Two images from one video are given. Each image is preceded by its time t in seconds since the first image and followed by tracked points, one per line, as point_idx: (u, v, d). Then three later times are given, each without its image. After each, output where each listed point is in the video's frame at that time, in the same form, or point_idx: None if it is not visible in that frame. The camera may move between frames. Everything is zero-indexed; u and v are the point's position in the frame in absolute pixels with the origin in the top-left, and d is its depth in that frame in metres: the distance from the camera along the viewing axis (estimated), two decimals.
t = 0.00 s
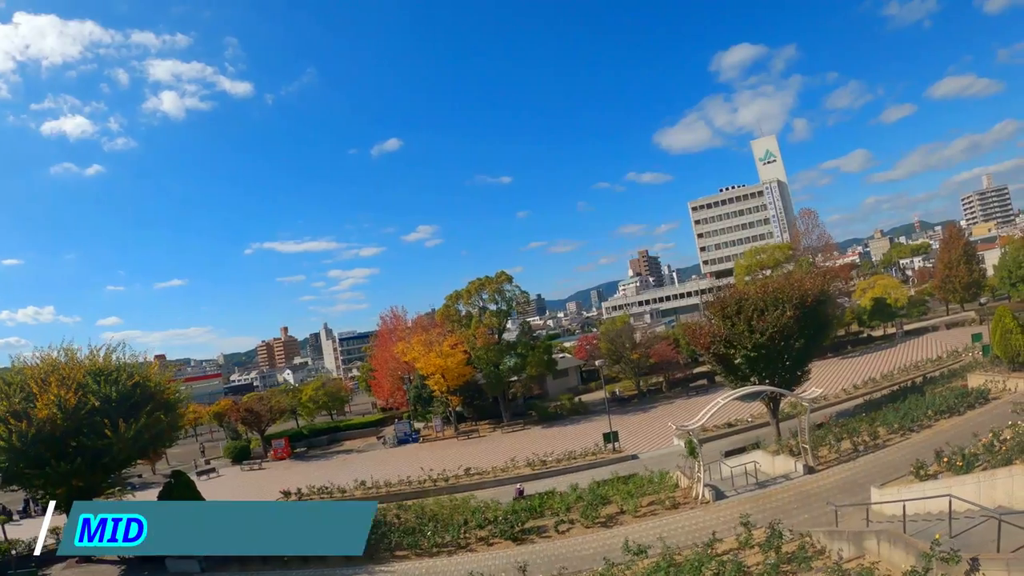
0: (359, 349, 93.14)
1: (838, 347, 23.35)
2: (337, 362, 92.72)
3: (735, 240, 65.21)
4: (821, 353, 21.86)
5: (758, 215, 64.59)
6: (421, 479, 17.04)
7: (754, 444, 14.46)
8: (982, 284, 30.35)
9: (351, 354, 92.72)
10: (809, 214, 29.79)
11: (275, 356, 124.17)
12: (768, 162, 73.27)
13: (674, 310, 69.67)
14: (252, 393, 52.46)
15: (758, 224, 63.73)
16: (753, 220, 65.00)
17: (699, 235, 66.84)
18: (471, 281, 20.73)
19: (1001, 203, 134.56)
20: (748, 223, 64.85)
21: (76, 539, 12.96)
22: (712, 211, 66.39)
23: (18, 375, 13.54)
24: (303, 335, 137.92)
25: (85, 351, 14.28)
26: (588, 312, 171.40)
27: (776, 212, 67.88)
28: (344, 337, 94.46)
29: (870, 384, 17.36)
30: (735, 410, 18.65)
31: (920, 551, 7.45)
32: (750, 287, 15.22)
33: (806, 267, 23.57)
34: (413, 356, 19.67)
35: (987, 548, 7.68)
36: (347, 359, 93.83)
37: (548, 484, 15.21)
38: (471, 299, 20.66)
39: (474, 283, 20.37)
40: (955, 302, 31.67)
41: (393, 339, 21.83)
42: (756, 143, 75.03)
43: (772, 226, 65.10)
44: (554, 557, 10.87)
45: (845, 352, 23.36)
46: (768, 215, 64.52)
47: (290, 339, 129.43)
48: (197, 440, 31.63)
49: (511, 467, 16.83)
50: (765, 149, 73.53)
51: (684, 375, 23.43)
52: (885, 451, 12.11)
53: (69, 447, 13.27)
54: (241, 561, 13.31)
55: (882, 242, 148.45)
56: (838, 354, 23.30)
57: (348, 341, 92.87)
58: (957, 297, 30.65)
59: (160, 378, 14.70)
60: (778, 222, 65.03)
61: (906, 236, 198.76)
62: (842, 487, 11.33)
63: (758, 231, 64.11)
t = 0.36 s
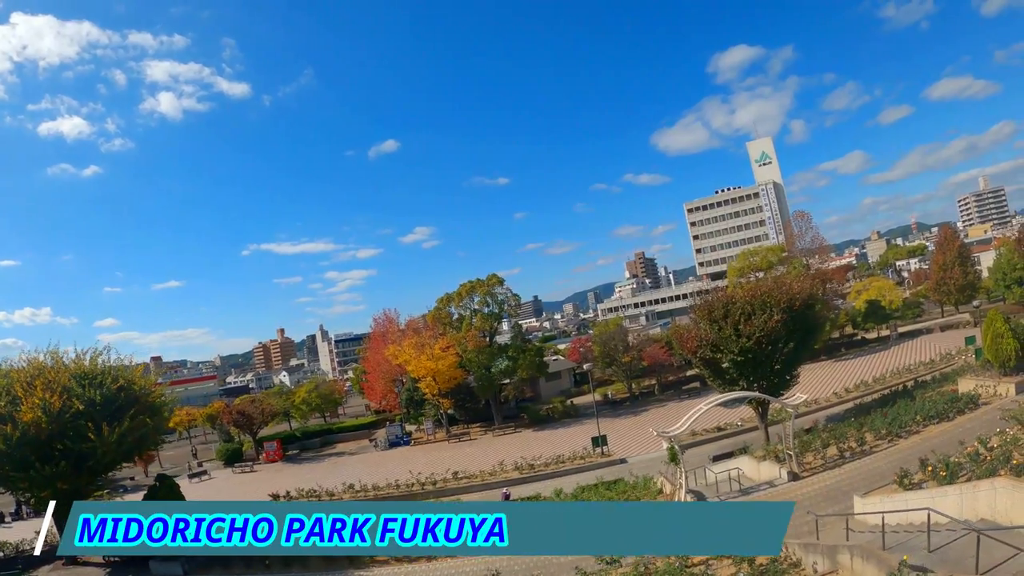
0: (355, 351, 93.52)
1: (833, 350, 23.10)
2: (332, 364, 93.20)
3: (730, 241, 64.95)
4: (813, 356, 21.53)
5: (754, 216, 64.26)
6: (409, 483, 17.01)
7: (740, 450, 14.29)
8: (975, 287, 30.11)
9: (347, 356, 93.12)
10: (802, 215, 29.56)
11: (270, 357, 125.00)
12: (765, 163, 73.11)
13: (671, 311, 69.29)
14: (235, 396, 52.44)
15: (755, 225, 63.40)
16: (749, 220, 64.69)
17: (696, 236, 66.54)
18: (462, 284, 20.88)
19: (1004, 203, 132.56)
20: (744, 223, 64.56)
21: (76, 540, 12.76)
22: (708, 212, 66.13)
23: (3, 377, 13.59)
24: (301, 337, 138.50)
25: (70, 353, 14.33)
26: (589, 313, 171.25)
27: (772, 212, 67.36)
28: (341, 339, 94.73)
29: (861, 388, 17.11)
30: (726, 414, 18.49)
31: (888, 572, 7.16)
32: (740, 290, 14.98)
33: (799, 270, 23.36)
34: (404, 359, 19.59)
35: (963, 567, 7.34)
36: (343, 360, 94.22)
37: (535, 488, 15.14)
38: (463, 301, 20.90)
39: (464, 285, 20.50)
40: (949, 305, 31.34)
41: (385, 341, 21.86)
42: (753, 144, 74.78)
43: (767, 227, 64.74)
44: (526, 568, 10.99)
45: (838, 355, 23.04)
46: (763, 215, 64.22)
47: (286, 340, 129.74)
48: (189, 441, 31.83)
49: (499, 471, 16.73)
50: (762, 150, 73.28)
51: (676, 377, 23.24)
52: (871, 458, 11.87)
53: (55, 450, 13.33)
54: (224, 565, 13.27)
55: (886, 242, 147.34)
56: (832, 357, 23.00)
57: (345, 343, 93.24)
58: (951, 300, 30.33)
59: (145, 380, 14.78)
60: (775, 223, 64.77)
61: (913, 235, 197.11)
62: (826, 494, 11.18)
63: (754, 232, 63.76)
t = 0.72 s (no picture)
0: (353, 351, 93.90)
1: (829, 351, 22.91)
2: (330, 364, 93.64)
3: (728, 241, 64.72)
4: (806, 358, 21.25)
5: (753, 216, 64.07)
6: (399, 483, 16.98)
7: (730, 453, 14.12)
8: (972, 288, 29.88)
9: (346, 356, 93.54)
10: (798, 215, 29.38)
11: (269, 357, 125.74)
12: (763, 163, 72.91)
13: (669, 312, 69.01)
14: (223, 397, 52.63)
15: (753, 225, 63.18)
16: (748, 221, 64.47)
17: (694, 237, 66.29)
18: (457, 285, 20.88)
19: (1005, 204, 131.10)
20: (743, 224, 64.34)
21: (76, 540, 12.60)
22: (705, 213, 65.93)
23: None
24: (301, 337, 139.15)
25: (59, 354, 14.43)
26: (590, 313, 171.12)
27: (772, 213, 67.09)
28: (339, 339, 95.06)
29: (856, 390, 16.89)
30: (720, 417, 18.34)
31: None
32: (731, 292, 14.81)
33: (796, 271, 23.17)
34: (398, 359, 19.55)
35: None
36: (342, 360, 94.62)
37: (524, 490, 15.06)
38: (457, 302, 20.86)
39: (458, 286, 20.50)
40: (945, 306, 31.17)
41: (380, 342, 21.88)
42: (751, 144, 74.55)
43: (767, 228, 64.51)
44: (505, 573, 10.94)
45: (833, 356, 22.74)
46: (762, 215, 63.94)
47: (284, 341, 129.94)
48: (185, 441, 32.03)
49: (491, 472, 16.65)
50: (761, 151, 73.00)
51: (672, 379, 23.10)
52: (861, 463, 11.66)
53: (45, 450, 13.46)
54: (210, 564, 13.28)
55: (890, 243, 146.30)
56: (828, 358, 22.75)
57: (344, 343, 93.58)
58: (947, 302, 30.15)
59: (134, 381, 14.89)
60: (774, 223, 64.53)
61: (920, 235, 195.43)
62: (814, 499, 10.96)
63: (752, 233, 63.55)
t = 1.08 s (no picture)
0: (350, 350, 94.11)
1: (826, 352, 22.73)
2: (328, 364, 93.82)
3: (726, 241, 64.43)
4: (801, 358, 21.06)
5: (751, 216, 63.77)
6: (391, 484, 16.96)
7: (721, 455, 14.01)
8: (970, 288, 29.60)
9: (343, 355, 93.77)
10: (795, 214, 29.16)
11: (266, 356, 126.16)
12: (761, 163, 72.56)
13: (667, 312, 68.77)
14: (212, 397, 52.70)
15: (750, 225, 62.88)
16: (746, 221, 64.16)
17: (691, 237, 66.00)
18: (451, 285, 20.85)
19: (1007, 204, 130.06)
20: (741, 224, 64.04)
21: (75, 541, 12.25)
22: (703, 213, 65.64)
23: None
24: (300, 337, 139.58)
25: (51, 354, 14.48)
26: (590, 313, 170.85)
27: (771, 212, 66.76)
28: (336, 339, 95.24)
29: (850, 391, 16.72)
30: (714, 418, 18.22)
31: None
32: (723, 293, 14.70)
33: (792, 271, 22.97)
34: (392, 359, 19.48)
35: None
36: (339, 360, 94.86)
37: (516, 491, 15.00)
38: (452, 302, 20.80)
39: (453, 286, 20.46)
40: (942, 306, 30.94)
41: (375, 342, 21.89)
42: (750, 144, 74.15)
43: (765, 227, 64.20)
44: None
45: (830, 357, 22.56)
46: (761, 215, 63.64)
47: (283, 340, 130.38)
48: (181, 441, 32.12)
49: (483, 473, 16.58)
50: (759, 151, 72.60)
51: (667, 379, 22.99)
52: (852, 467, 11.50)
53: (36, 450, 13.51)
54: (199, 565, 13.30)
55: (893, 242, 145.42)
56: (824, 359, 22.55)
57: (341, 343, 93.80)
58: (944, 301, 29.90)
59: (126, 381, 14.95)
60: (772, 223, 64.22)
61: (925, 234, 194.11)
62: (802, 503, 10.82)
63: (750, 232, 63.23)
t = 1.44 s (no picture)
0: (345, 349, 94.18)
1: (821, 353, 22.50)
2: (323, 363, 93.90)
3: (722, 241, 63.97)
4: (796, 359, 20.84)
5: (747, 216, 63.30)
6: (381, 485, 16.95)
7: (709, 458, 13.87)
8: (966, 288, 29.25)
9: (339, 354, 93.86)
10: (789, 214, 28.86)
11: (264, 355, 126.62)
12: (757, 162, 72.00)
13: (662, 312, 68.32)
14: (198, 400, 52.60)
15: (746, 225, 62.44)
16: (741, 220, 63.71)
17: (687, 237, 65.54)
18: (444, 285, 20.73)
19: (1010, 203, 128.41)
20: (737, 223, 63.57)
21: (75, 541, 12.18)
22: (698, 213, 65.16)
23: None
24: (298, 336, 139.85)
25: (39, 356, 14.49)
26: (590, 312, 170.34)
27: (767, 212, 66.29)
28: (332, 339, 95.31)
29: (843, 393, 16.52)
30: (707, 419, 18.10)
31: None
32: (713, 294, 14.52)
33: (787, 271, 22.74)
34: (385, 359, 19.47)
35: None
36: (335, 360, 94.98)
37: (504, 493, 14.93)
38: (445, 302, 20.71)
39: (445, 286, 20.34)
40: (937, 307, 30.67)
41: (368, 342, 21.84)
42: (746, 143, 73.47)
43: (761, 227, 63.73)
44: None
45: (825, 358, 22.33)
46: (757, 215, 63.19)
47: (281, 339, 130.74)
48: (174, 442, 32.16)
49: (473, 474, 16.52)
50: (755, 151, 71.99)
51: (661, 380, 22.84)
52: (840, 471, 11.35)
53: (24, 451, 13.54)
54: (186, 566, 13.31)
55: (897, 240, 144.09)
56: (820, 360, 22.31)
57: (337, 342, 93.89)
58: (940, 302, 29.55)
59: (115, 383, 15.00)
60: (769, 223, 63.73)
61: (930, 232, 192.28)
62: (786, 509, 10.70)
63: (745, 232, 62.76)
